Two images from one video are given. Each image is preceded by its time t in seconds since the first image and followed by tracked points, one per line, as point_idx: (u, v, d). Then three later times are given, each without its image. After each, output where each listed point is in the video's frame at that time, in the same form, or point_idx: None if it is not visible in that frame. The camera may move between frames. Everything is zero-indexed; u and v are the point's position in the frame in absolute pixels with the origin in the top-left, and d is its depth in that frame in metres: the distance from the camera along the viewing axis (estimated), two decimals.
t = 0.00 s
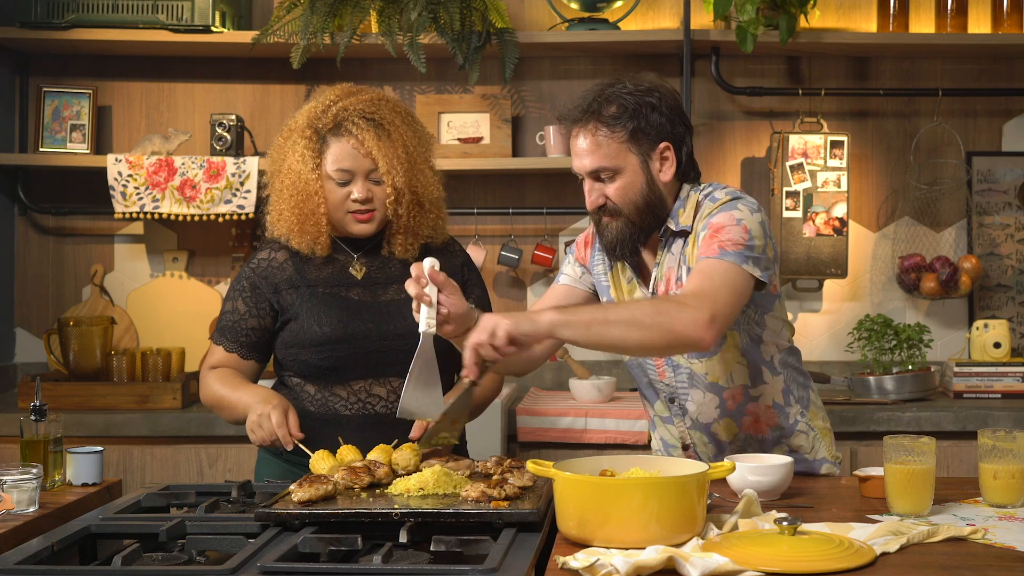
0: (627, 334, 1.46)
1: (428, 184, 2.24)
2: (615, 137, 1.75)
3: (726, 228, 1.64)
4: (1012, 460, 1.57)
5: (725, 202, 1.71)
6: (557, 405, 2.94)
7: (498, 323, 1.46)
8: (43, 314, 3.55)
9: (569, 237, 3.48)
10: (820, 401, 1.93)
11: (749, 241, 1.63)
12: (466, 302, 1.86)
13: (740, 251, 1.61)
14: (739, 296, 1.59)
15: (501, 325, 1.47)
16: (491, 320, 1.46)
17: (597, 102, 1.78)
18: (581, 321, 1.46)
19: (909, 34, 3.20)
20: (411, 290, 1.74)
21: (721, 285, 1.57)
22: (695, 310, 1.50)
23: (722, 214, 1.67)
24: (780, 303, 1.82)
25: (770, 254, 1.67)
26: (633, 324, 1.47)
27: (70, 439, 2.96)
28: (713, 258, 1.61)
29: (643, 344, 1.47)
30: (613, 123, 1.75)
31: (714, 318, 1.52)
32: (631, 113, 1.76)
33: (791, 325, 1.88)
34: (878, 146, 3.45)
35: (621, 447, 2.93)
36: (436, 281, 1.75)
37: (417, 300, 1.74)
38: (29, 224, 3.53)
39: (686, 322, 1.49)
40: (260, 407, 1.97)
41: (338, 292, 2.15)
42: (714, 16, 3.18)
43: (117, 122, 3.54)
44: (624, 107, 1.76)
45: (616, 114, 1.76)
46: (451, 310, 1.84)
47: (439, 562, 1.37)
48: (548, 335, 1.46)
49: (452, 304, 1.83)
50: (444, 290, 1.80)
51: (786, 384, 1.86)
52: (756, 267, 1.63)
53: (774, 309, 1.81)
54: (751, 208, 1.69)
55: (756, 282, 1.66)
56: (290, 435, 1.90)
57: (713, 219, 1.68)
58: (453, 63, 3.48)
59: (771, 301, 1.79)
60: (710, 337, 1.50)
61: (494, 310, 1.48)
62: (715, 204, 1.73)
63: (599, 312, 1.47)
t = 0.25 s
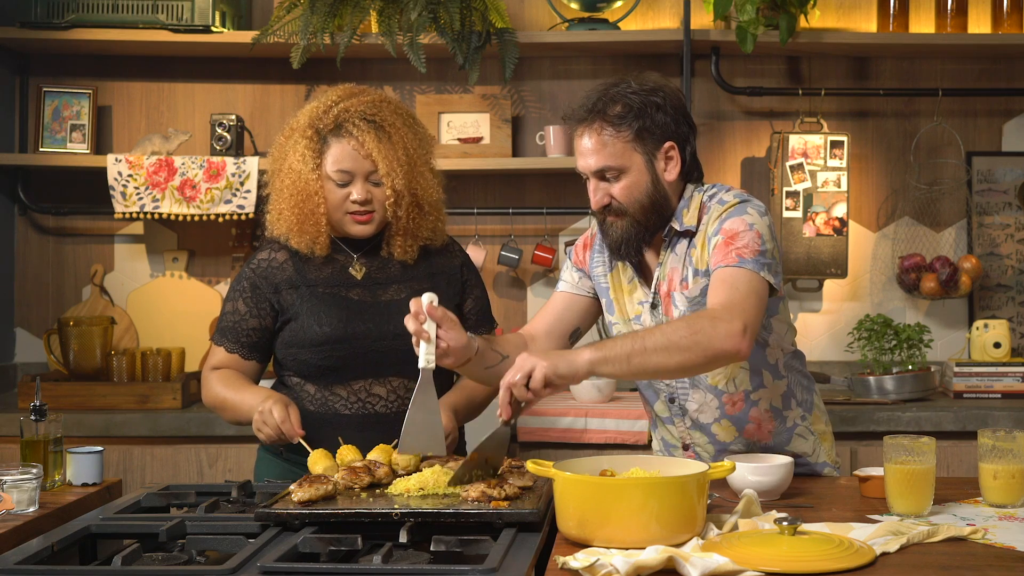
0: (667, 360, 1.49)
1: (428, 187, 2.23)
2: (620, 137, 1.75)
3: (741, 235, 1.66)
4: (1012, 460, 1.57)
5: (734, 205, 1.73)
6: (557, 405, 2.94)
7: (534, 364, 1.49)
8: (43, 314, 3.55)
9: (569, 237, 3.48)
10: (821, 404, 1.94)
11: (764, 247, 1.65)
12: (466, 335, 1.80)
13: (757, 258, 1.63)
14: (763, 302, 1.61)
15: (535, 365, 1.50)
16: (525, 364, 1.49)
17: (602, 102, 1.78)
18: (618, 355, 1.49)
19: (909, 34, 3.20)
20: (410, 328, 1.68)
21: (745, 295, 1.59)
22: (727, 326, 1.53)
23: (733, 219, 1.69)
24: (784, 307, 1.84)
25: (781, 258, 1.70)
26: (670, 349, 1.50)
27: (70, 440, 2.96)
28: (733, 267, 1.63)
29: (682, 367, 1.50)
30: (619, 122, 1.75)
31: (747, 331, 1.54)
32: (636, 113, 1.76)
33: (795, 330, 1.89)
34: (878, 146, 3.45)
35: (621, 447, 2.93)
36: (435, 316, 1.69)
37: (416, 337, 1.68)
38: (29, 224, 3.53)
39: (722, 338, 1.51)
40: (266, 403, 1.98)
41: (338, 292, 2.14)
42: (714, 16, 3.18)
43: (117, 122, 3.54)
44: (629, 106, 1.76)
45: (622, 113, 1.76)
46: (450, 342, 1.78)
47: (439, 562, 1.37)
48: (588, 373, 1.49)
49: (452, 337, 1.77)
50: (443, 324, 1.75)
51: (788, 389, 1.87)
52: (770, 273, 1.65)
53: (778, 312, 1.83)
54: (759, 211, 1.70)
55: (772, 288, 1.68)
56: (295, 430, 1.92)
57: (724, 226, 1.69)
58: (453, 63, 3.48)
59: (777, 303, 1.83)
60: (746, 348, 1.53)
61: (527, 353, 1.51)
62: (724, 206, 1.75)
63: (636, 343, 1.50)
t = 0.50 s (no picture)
0: (658, 360, 1.49)
1: (420, 195, 2.20)
2: (616, 139, 1.75)
3: (733, 234, 1.65)
4: (1012, 460, 1.57)
5: (729, 206, 1.73)
6: (557, 404, 2.94)
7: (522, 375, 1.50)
8: (43, 314, 3.55)
9: (569, 237, 3.48)
10: (822, 403, 1.94)
11: (756, 246, 1.64)
12: (462, 351, 1.82)
13: (748, 257, 1.63)
14: (752, 300, 1.61)
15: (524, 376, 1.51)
16: (513, 375, 1.50)
17: (598, 104, 1.78)
18: (610, 360, 1.49)
19: (909, 34, 3.20)
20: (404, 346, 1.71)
21: (733, 293, 1.59)
22: (714, 321, 1.53)
23: (727, 219, 1.69)
24: (782, 306, 1.84)
25: (774, 258, 1.69)
26: (661, 349, 1.50)
27: (70, 439, 2.96)
28: (723, 265, 1.63)
29: (674, 366, 1.50)
30: (615, 124, 1.75)
31: (733, 325, 1.54)
32: (632, 115, 1.76)
33: (793, 329, 1.89)
34: (878, 146, 3.45)
35: (621, 447, 2.93)
36: (429, 335, 1.72)
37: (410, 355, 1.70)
38: (29, 224, 3.53)
39: (710, 335, 1.52)
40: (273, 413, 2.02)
41: (339, 290, 2.14)
42: (714, 16, 3.18)
43: (117, 122, 3.54)
44: (625, 108, 1.76)
45: (618, 115, 1.75)
46: (445, 359, 1.80)
47: (439, 562, 1.37)
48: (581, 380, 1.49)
49: (446, 354, 1.80)
50: (437, 342, 1.78)
51: (787, 388, 1.87)
52: (761, 274, 1.65)
53: (775, 311, 1.83)
54: (754, 211, 1.70)
55: (764, 287, 1.68)
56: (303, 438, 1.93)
57: (718, 225, 1.69)
58: (453, 63, 3.48)
59: (773, 303, 1.83)
60: (734, 342, 1.53)
61: (516, 364, 1.52)
62: (718, 207, 1.74)
63: (627, 347, 1.50)
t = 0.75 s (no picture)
0: (645, 361, 1.48)
1: (431, 192, 2.24)
2: (611, 143, 1.75)
3: (725, 234, 1.65)
4: (1012, 460, 1.57)
5: (723, 208, 1.73)
6: (557, 405, 2.94)
7: (505, 384, 1.49)
8: (43, 314, 3.55)
9: (569, 237, 3.48)
10: (820, 402, 1.94)
11: (747, 247, 1.64)
12: (459, 355, 1.83)
13: (738, 257, 1.63)
14: (739, 301, 1.60)
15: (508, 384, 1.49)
16: (498, 384, 1.49)
17: (591, 108, 1.77)
18: (596, 364, 1.48)
19: (908, 34, 3.20)
20: (401, 351, 1.71)
21: (719, 291, 1.59)
22: (698, 318, 1.52)
23: (720, 221, 1.69)
24: (778, 306, 1.85)
25: (767, 258, 1.69)
26: (647, 349, 1.49)
27: (70, 439, 2.96)
28: (714, 265, 1.62)
29: (661, 366, 1.49)
30: (609, 128, 1.75)
31: (717, 322, 1.54)
32: (626, 118, 1.75)
33: (790, 329, 1.89)
34: (878, 146, 3.45)
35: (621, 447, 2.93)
36: (427, 339, 1.72)
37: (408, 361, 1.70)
38: (29, 224, 3.53)
39: (694, 333, 1.51)
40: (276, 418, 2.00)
41: (340, 290, 2.14)
42: (714, 16, 3.19)
43: (117, 122, 3.54)
44: (619, 112, 1.76)
45: (612, 119, 1.75)
46: (443, 364, 1.81)
47: (439, 562, 1.37)
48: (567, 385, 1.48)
49: (444, 359, 1.81)
50: (435, 346, 1.77)
51: (785, 387, 1.87)
52: (753, 274, 1.64)
53: (771, 312, 1.84)
54: (749, 213, 1.70)
55: (756, 288, 1.67)
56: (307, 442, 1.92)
57: (710, 227, 1.70)
58: (453, 63, 3.48)
59: (769, 304, 1.83)
60: (718, 339, 1.53)
61: (500, 372, 1.50)
62: (712, 209, 1.75)
63: (613, 349, 1.49)
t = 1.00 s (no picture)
0: (649, 366, 1.48)
1: (438, 193, 2.26)
2: (604, 146, 1.75)
3: (724, 236, 1.65)
4: (1012, 460, 1.57)
5: (721, 210, 1.72)
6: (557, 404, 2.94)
7: (507, 390, 1.49)
8: (43, 314, 3.55)
9: (569, 237, 3.48)
10: (818, 402, 1.94)
11: (747, 249, 1.64)
12: (458, 355, 1.84)
13: (738, 259, 1.63)
14: (742, 304, 1.60)
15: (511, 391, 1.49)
16: (501, 390, 1.49)
17: (585, 111, 1.77)
18: (600, 369, 1.48)
19: (908, 34, 3.20)
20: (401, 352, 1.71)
21: (723, 294, 1.58)
22: (703, 323, 1.52)
23: (718, 223, 1.69)
24: (776, 307, 1.84)
25: (765, 260, 1.68)
26: (651, 354, 1.49)
27: (70, 439, 2.96)
28: (713, 268, 1.62)
29: (666, 371, 1.49)
30: (602, 131, 1.75)
31: (722, 326, 1.54)
32: (620, 121, 1.75)
33: (789, 329, 1.89)
34: (878, 146, 3.45)
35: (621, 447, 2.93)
36: (427, 340, 1.72)
37: (408, 361, 1.71)
38: (29, 224, 3.53)
39: (698, 338, 1.51)
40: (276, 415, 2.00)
41: (341, 291, 2.14)
42: (714, 16, 3.19)
43: (117, 122, 3.54)
44: (612, 115, 1.76)
45: (605, 122, 1.75)
46: (443, 364, 1.82)
47: (439, 562, 1.37)
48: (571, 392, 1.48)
49: (444, 360, 1.81)
50: (436, 347, 1.78)
51: (784, 388, 1.87)
52: (752, 275, 1.64)
53: (770, 313, 1.83)
54: (747, 215, 1.70)
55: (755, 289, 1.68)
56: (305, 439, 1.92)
57: (709, 228, 1.70)
58: (453, 63, 3.48)
59: (768, 305, 1.83)
60: (724, 344, 1.53)
61: (503, 377, 1.50)
62: (710, 211, 1.74)
63: (616, 354, 1.49)
